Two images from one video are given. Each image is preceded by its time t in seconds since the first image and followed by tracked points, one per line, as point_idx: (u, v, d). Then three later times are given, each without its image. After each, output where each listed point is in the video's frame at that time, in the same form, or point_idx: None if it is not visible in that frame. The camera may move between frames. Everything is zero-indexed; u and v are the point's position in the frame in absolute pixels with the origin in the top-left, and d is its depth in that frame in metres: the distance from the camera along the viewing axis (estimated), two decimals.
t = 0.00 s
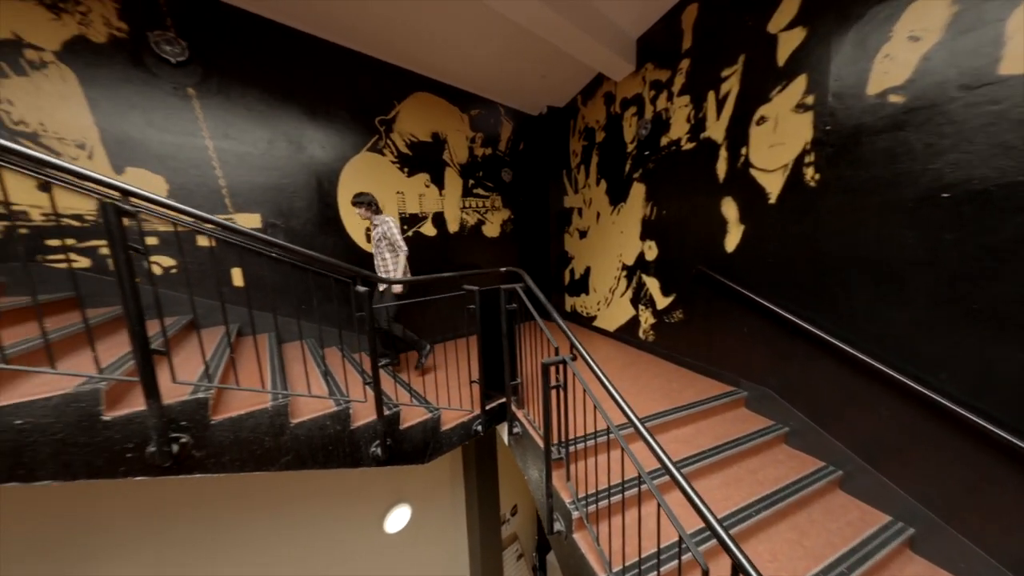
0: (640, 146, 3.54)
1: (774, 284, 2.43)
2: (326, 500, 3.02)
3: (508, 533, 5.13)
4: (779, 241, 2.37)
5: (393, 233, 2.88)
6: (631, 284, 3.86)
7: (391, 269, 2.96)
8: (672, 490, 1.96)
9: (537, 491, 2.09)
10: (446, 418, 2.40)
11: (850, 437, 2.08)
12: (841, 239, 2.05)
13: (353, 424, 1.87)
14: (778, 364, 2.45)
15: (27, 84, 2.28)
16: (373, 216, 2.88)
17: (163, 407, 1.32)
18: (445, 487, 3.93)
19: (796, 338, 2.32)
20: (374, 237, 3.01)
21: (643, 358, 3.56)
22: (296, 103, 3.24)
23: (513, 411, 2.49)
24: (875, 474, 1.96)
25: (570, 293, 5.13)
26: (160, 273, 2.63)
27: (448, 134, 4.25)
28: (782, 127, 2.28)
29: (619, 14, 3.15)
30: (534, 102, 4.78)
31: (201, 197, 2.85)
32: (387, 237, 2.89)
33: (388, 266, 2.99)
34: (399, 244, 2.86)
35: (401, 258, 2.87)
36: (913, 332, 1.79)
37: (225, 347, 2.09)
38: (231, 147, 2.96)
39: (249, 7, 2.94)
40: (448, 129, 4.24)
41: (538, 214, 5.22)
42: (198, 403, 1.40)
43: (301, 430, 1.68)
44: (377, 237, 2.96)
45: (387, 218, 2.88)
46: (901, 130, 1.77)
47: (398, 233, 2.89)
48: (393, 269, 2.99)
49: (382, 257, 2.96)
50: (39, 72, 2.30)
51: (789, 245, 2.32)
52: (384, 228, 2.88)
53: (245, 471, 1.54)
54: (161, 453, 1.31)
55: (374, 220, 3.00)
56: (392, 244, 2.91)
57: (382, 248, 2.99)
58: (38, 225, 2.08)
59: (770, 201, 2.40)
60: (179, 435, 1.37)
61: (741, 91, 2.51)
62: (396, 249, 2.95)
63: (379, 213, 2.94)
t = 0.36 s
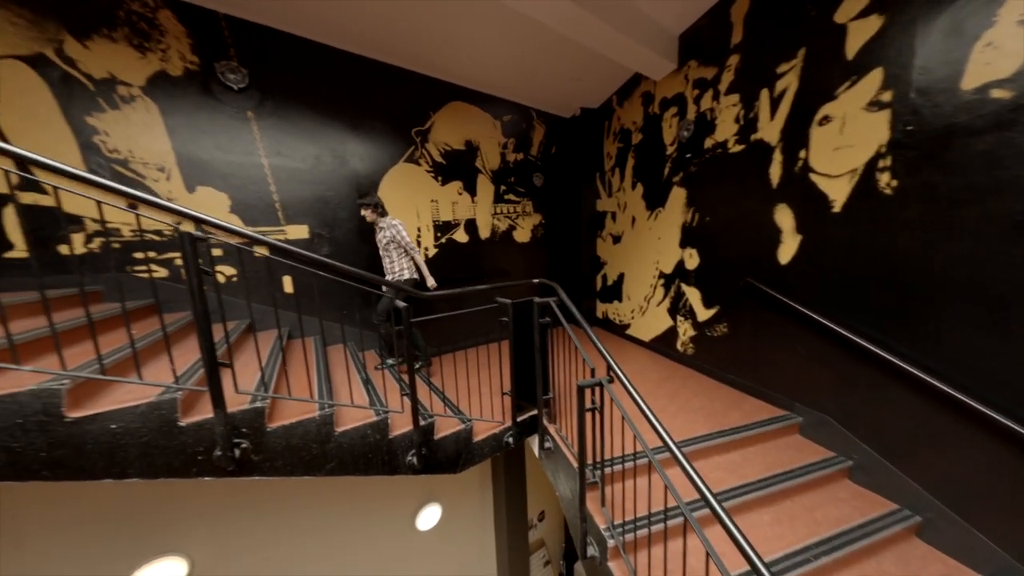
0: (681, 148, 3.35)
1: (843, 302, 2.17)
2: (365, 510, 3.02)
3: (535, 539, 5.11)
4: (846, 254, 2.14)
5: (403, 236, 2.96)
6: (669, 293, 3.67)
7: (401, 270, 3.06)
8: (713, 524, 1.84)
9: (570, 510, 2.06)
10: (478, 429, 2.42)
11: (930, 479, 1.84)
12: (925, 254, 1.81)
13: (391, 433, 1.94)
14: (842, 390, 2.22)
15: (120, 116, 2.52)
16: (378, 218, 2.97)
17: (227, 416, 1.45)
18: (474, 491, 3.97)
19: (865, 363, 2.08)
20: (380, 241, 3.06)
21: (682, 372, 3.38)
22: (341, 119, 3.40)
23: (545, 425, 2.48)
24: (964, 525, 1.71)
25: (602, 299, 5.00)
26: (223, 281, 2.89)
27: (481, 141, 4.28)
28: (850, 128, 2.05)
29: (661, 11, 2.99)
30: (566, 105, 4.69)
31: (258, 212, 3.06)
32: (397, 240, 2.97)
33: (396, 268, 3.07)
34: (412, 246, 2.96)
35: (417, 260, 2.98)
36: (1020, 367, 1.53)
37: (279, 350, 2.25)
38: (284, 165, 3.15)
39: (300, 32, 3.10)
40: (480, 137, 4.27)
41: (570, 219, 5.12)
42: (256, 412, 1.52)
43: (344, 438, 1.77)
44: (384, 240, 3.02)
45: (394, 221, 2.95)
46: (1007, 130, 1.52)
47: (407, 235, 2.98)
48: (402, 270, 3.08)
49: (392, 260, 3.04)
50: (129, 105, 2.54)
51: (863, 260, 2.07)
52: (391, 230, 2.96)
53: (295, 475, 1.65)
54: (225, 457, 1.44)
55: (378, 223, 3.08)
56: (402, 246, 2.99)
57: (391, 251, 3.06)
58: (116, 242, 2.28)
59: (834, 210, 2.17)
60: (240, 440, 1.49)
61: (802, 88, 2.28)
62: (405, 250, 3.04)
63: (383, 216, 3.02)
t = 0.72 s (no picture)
0: (730, 150, 3.10)
1: (938, 328, 1.86)
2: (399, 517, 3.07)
3: (564, 550, 5.00)
4: (939, 273, 1.85)
5: (408, 237, 2.91)
6: (714, 305, 3.40)
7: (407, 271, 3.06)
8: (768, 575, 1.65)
9: (607, 540, 1.98)
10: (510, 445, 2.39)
11: None
12: None
13: (425, 448, 1.96)
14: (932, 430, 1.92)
15: (192, 140, 2.76)
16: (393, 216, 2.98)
17: (277, 428, 1.53)
18: (503, 499, 3.95)
19: (964, 402, 1.78)
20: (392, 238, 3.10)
21: (728, 392, 3.13)
22: (381, 134, 3.51)
23: (579, 445, 2.42)
24: None
25: (638, 307, 4.78)
26: (275, 289, 3.12)
27: (514, 148, 4.26)
28: (946, 126, 1.76)
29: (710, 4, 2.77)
30: (601, 107, 4.53)
31: (306, 225, 3.24)
32: (402, 240, 2.94)
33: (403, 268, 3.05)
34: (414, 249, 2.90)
35: (411, 263, 2.90)
36: None
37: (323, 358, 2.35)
38: (330, 180, 3.31)
39: (345, 53, 3.24)
40: (514, 144, 4.25)
41: (605, 224, 4.95)
42: (303, 425, 1.59)
43: (381, 452, 1.81)
44: (394, 238, 3.04)
45: (403, 221, 2.92)
46: None
47: (412, 237, 2.92)
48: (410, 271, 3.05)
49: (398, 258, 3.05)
50: (199, 131, 2.77)
51: (968, 280, 1.75)
52: (398, 230, 2.94)
53: (336, 486, 1.72)
54: (275, 468, 1.53)
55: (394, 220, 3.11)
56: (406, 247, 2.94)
57: (399, 250, 3.06)
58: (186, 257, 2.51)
59: (923, 221, 1.89)
60: (288, 452, 1.57)
61: (883, 82, 2.00)
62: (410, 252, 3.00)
63: (399, 215, 3.05)
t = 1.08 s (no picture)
0: (789, 151, 2.80)
1: None
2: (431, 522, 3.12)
3: (594, 566, 4.85)
4: None
5: (419, 239, 2.96)
6: (768, 322, 3.10)
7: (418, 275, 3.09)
8: None
9: None
10: (541, 465, 2.32)
11: None
12: None
13: (458, 465, 1.96)
14: None
15: (249, 160, 2.99)
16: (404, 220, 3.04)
17: (319, 443, 1.60)
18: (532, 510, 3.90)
19: None
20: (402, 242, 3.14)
21: (784, 419, 2.84)
22: (417, 146, 3.59)
23: (614, 470, 2.30)
24: None
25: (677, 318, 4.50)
26: (319, 297, 3.29)
27: (547, 154, 4.18)
28: None
29: None
30: (640, 108, 4.31)
31: (349, 236, 3.38)
32: (413, 242, 2.98)
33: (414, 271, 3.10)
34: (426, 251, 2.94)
35: (424, 264, 2.94)
36: None
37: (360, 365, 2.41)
38: (370, 193, 3.44)
39: (385, 70, 3.34)
40: (547, 150, 4.17)
41: (642, 229, 4.71)
42: (342, 440, 1.65)
43: (414, 468, 1.83)
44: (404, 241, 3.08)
45: (414, 224, 2.98)
46: None
47: (423, 239, 2.97)
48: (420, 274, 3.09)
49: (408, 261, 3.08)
50: (256, 151, 2.99)
51: None
52: (410, 232, 2.98)
53: (373, 499, 1.76)
54: (317, 480, 1.59)
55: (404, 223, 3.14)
56: (417, 249, 2.98)
57: (409, 252, 3.10)
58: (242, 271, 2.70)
59: None
60: (329, 465, 1.63)
61: (996, 71, 1.69)
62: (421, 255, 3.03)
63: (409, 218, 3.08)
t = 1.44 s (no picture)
0: (863, 150, 2.49)
1: None
2: (460, 530, 3.16)
3: None
4: None
5: (438, 243, 3.01)
6: (832, 341, 2.77)
7: (435, 277, 3.13)
8: None
9: None
10: (574, 485, 2.24)
11: None
12: None
13: (489, 482, 1.95)
14: None
15: (300, 176, 3.20)
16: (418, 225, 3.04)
17: (358, 454, 1.66)
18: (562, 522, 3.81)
19: None
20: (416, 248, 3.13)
21: (851, 453, 2.52)
22: (453, 155, 3.64)
23: (653, 498, 2.17)
24: None
25: (722, 330, 4.18)
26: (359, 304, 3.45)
27: (582, 159, 4.06)
28: None
29: None
30: (683, 106, 4.05)
31: (387, 246, 3.51)
32: (432, 246, 3.03)
33: (431, 274, 3.13)
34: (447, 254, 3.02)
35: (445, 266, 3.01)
36: None
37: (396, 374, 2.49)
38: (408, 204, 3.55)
39: (423, 83, 3.42)
40: (582, 154, 4.05)
41: (683, 234, 4.43)
42: (380, 452, 1.70)
43: (447, 482, 1.85)
44: (420, 247, 3.09)
45: (430, 227, 3.02)
46: None
47: (442, 242, 3.03)
48: (437, 276, 3.14)
49: (426, 265, 3.10)
50: (306, 167, 3.20)
51: None
52: (429, 236, 3.02)
53: (407, 510, 1.80)
54: (356, 490, 1.66)
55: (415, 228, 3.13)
56: (436, 252, 3.04)
57: (425, 257, 3.12)
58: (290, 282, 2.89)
59: None
60: (367, 475, 1.69)
61: None
62: (440, 257, 3.09)
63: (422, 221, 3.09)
